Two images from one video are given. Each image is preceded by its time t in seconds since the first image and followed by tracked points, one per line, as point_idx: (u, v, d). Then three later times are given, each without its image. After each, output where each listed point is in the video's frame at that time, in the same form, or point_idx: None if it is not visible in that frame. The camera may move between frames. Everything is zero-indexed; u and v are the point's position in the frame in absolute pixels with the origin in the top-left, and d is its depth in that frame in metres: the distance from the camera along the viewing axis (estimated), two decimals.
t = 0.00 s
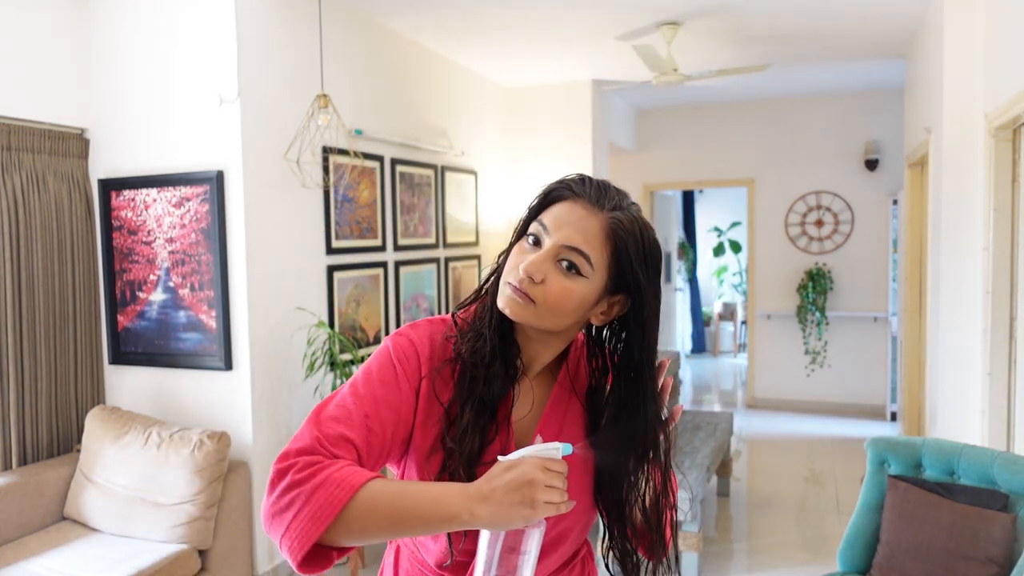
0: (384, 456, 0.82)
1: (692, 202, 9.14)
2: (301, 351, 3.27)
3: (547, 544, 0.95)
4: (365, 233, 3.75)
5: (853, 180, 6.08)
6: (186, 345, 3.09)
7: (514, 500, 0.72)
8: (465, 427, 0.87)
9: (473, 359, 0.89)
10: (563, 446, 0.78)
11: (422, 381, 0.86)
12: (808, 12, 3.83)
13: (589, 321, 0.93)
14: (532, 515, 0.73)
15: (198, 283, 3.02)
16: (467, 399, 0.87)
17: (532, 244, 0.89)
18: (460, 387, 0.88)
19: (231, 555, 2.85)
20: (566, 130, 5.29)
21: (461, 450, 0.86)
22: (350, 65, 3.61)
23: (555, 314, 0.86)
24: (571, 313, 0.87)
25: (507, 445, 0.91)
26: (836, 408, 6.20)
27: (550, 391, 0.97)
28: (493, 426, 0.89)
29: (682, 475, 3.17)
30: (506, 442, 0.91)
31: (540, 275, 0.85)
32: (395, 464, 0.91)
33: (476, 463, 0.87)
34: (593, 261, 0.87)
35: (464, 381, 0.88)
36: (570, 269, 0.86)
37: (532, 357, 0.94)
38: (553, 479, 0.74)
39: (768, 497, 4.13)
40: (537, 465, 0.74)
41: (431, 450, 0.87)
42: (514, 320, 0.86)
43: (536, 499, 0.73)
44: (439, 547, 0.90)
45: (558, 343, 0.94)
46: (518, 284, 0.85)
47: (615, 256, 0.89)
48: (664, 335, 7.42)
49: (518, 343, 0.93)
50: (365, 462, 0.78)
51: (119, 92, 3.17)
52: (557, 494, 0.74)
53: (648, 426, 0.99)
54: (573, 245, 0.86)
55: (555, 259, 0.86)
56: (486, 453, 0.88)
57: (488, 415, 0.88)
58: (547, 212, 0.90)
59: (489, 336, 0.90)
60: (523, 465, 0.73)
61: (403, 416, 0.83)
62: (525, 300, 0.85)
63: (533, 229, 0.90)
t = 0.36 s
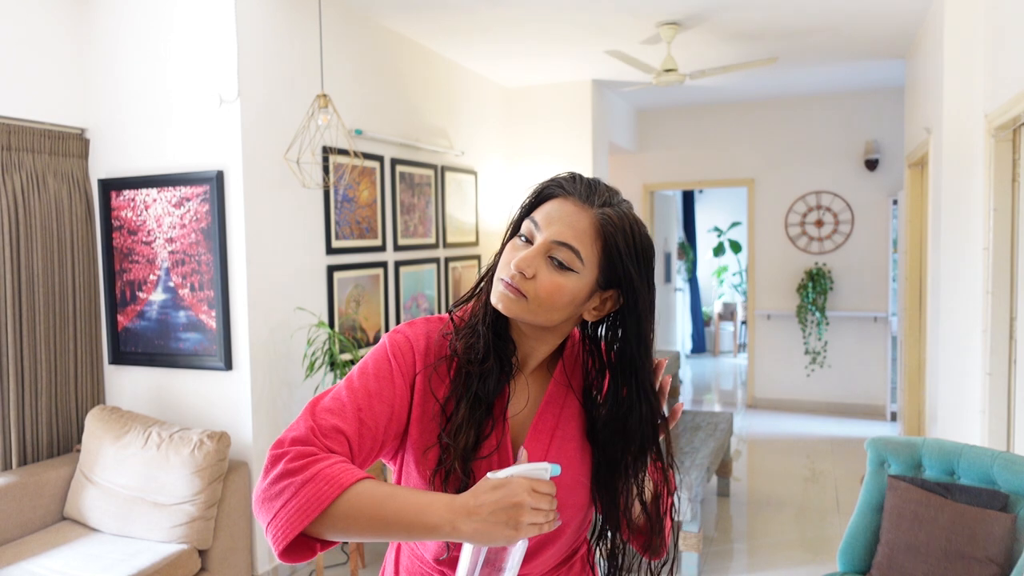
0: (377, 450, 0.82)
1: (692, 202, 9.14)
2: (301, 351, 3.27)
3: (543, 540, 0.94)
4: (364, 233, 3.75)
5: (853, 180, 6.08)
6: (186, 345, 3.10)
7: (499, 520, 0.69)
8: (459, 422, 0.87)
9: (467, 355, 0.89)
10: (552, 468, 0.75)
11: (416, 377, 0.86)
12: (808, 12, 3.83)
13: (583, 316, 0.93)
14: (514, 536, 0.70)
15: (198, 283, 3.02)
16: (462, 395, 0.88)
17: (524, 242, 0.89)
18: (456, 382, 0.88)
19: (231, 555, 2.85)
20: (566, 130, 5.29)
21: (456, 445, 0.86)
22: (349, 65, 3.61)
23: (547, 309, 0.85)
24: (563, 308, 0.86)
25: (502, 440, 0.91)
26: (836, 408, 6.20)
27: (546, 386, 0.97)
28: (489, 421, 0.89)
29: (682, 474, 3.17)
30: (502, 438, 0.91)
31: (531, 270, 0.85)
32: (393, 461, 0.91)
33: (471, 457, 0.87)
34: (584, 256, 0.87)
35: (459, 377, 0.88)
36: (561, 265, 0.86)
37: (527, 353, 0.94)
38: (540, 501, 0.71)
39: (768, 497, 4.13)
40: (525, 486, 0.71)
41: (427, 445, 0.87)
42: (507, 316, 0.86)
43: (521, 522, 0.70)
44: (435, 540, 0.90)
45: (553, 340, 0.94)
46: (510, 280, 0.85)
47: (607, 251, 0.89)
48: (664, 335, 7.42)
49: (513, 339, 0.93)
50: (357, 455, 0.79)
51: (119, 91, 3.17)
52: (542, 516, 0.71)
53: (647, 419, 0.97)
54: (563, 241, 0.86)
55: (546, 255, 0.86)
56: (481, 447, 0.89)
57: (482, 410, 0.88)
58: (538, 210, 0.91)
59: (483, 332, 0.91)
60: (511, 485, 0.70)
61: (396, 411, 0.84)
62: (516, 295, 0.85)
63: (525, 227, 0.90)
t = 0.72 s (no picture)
0: (373, 449, 0.83)
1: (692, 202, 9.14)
2: (301, 351, 3.27)
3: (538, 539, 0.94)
4: (364, 233, 3.76)
5: (853, 180, 6.07)
6: (186, 345, 3.10)
7: (489, 530, 0.70)
8: (454, 421, 0.87)
9: (463, 354, 0.89)
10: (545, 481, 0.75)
11: (412, 376, 0.87)
12: (808, 12, 3.83)
13: (578, 316, 0.93)
14: (502, 546, 0.70)
15: (197, 283, 3.03)
16: (458, 394, 0.88)
17: (519, 242, 0.89)
18: (452, 381, 0.89)
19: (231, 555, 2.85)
20: (566, 130, 5.29)
21: (450, 443, 0.86)
22: (349, 65, 3.61)
23: (541, 309, 0.85)
24: (558, 308, 0.86)
25: (498, 439, 0.91)
26: (836, 408, 6.20)
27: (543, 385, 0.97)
28: (485, 419, 0.89)
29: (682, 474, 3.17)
30: (497, 436, 0.90)
31: (526, 270, 0.85)
32: (390, 460, 0.91)
33: (465, 455, 0.87)
34: (579, 256, 0.87)
35: (455, 376, 0.89)
36: (555, 264, 0.86)
37: (522, 353, 0.94)
38: (531, 512, 0.72)
39: (768, 497, 4.13)
40: (516, 496, 0.72)
41: (422, 443, 0.87)
42: (502, 316, 0.86)
43: (509, 533, 0.70)
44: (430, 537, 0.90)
45: (549, 338, 0.94)
46: (504, 280, 0.85)
47: (601, 251, 0.89)
48: (665, 335, 7.42)
49: (509, 339, 0.93)
50: (353, 453, 0.79)
51: (119, 92, 3.17)
52: (531, 528, 0.72)
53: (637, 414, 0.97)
54: (558, 241, 0.86)
55: (541, 255, 0.86)
56: (477, 446, 0.88)
57: (479, 409, 0.88)
58: (534, 210, 0.91)
59: (479, 331, 0.91)
60: (502, 494, 0.71)
61: (393, 410, 0.84)
62: (511, 295, 0.85)
63: (520, 228, 0.90)
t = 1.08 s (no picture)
0: (368, 451, 0.83)
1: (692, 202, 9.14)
2: (301, 351, 3.27)
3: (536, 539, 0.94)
4: (364, 233, 3.76)
5: (853, 180, 6.07)
6: (186, 345, 3.10)
7: (478, 545, 0.69)
8: (450, 422, 0.87)
9: (458, 355, 0.90)
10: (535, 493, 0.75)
11: (408, 378, 0.87)
12: (807, 12, 3.83)
13: (575, 316, 0.93)
14: (491, 561, 0.70)
15: (197, 283, 3.02)
16: (454, 395, 0.88)
17: (515, 242, 0.89)
18: (448, 383, 0.89)
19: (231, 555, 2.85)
20: (566, 130, 5.29)
21: (446, 444, 0.86)
22: (349, 65, 3.61)
23: (538, 309, 0.85)
24: (554, 308, 0.86)
25: (494, 439, 0.91)
26: (836, 408, 6.20)
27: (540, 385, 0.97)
28: (481, 420, 0.89)
29: (683, 474, 3.17)
30: (493, 437, 0.90)
31: (522, 270, 0.85)
32: (387, 461, 0.92)
33: (461, 456, 0.87)
34: (575, 256, 0.87)
35: (451, 377, 0.89)
36: (551, 265, 0.86)
37: (519, 353, 0.94)
38: (522, 527, 0.71)
39: (768, 497, 4.13)
40: (507, 513, 0.71)
41: (418, 445, 0.88)
42: (498, 316, 0.86)
43: (499, 549, 0.70)
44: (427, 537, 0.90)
45: (546, 339, 0.93)
46: (501, 280, 0.85)
47: (598, 251, 0.89)
48: (665, 335, 7.42)
49: (506, 340, 0.93)
50: (347, 455, 0.79)
51: (119, 91, 3.17)
52: (522, 543, 0.72)
53: (632, 412, 0.97)
54: (554, 241, 0.86)
55: (537, 255, 0.86)
56: (473, 446, 0.88)
57: (475, 410, 0.88)
58: (530, 211, 0.91)
59: (474, 332, 0.90)
60: (493, 510, 0.71)
61: (388, 411, 0.84)
62: (507, 296, 0.85)
63: (516, 228, 0.90)
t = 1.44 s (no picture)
0: (368, 454, 0.83)
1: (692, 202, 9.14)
2: (301, 351, 3.27)
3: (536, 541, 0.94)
4: (364, 233, 3.75)
5: (853, 180, 6.07)
6: (186, 345, 3.10)
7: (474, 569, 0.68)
8: (449, 424, 0.87)
9: (458, 357, 0.90)
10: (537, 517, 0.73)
11: (408, 381, 0.87)
12: (807, 12, 3.83)
13: (573, 316, 0.93)
14: None
15: (197, 283, 3.02)
16: (453, 397, 0.88)
17: (513, 242, 0.89)
18: (447, 384, 0.89)
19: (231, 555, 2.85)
20: (566, 130, 5.29)
21: (446, 446, 0.86)
22: (349, 64, 3.61)
23: (537, 309, 0.85)
24: (553, 308, 0.86)
25: (494, 440, 0.91)
26: (836, 408, 6.20)
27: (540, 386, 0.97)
28: (480, 421, 0.89)
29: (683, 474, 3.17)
30: (493, 438, 0.90)
31: (520, 271, 0.85)
32: (386, 463, 0.92)
33: (461, 458, 0.87)
34: (573, 255, 0.87)
35: (450, 380, 0.89)
36: (550, 265, 0.86)
37: (519, 353, 0.94)
38: (518, 552, 0.69)
39: (768, 497, 4.13)
40: (503, 535, 0.69)
41: (417, 447, 0.88)
42: (498, 317, 0.86)
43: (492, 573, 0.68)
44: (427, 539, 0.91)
45: (545, 339, 0.93)
46: (499, 281, 0.85)
47: (595, 250, 0.89)
48: (664, 335, 7.42)
49: (505, 341, 0.93)
50: (347, 460, 0.79)
51: (119, 91, 3.17)
52: (518, 567, 0.70)
53: (628, 411, 0.97)
54: (552, 241, 0.86)
55: (536, 255, 0.86)
56: (472, 448, 0.89)
57: (474, 413, 0.88)
58: (528, 211, 0.91)
59: (473, 334, 0.90)
60: (489, 533, 0.69)
61: (388, 413, 0.84)
62: (506, 296, 0.85)
63: (514, 228, 0.90)
